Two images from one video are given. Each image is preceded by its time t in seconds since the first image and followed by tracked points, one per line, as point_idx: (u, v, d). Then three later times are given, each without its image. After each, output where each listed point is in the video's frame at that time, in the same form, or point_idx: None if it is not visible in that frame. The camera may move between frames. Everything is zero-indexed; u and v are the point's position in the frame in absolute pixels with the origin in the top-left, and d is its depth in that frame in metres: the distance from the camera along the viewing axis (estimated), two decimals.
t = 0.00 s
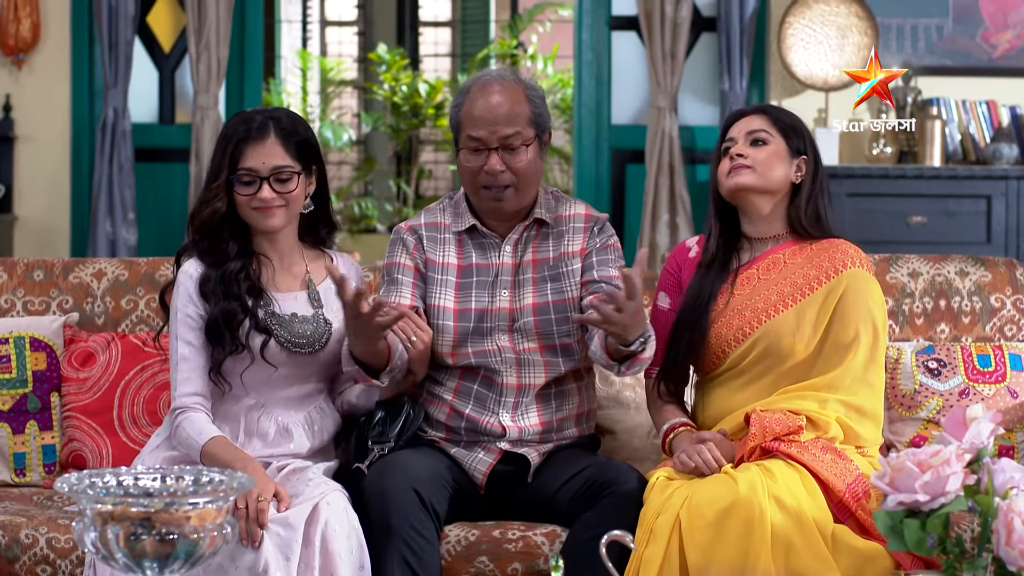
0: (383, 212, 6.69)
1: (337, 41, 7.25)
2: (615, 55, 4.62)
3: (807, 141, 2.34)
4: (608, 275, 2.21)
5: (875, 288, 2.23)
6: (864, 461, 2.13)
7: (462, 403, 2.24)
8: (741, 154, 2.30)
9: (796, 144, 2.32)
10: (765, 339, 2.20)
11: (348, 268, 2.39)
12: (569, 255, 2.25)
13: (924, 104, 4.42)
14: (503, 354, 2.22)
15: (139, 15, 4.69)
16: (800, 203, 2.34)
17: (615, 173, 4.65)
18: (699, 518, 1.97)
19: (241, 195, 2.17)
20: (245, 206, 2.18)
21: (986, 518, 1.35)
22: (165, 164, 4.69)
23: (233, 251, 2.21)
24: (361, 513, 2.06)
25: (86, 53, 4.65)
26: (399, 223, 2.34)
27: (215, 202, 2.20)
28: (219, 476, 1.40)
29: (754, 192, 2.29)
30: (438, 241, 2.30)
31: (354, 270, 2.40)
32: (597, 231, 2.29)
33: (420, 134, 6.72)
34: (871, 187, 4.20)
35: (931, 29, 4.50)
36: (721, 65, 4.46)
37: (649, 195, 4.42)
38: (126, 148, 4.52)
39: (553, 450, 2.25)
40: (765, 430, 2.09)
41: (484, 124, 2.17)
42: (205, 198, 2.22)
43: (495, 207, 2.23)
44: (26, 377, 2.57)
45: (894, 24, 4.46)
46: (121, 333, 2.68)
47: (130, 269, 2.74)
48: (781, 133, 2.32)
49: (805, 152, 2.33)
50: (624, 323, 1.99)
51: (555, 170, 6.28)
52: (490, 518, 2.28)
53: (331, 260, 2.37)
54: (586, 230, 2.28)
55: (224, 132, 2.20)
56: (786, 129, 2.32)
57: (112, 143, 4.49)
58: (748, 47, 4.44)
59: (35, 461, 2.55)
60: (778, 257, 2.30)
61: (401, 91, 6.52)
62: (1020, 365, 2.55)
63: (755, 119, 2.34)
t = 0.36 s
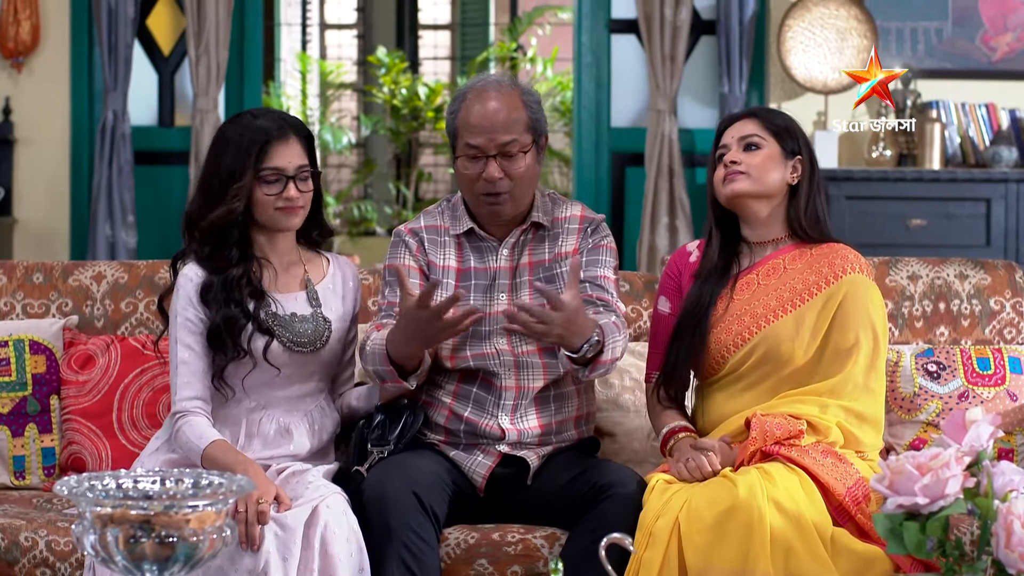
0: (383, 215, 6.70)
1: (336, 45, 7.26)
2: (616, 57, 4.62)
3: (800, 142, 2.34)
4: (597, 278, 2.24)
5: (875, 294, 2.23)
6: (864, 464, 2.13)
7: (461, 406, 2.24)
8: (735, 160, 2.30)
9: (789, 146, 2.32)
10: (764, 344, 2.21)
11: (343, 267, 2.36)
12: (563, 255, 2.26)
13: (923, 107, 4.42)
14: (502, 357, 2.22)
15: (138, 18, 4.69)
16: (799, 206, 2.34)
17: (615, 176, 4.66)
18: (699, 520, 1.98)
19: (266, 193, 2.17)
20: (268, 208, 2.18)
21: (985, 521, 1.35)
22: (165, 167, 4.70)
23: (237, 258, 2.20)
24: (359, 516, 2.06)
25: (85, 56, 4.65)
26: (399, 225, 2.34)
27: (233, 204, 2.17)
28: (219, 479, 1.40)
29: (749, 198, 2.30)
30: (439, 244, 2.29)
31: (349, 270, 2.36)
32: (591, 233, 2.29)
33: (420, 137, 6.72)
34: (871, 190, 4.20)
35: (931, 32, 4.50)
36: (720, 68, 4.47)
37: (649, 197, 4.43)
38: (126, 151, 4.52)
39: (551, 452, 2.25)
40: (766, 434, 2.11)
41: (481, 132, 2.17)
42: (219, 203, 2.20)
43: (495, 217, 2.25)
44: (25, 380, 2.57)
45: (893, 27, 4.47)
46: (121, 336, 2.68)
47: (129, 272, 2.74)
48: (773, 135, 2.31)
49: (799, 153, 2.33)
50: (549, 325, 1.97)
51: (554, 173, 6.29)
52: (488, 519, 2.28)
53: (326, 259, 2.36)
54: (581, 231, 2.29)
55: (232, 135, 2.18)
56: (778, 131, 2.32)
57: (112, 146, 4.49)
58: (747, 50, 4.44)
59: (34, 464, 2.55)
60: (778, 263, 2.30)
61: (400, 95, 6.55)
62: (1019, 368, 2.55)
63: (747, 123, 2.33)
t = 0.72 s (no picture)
0: (383, 215, 6.71)
1: (335, 45, 7.26)
2: (615, 57, 4.61)
3: (795, 143, 2.33)
4: (596, 279, 2.22)
5: (871, 299, 2.23)
6: (861, 464, 2.13)
7: (461, 406, 2.24)
8: (730, 162, 2.30)
9: (783, 147, 2.32)
10: (761, 352, 2.21)
11: (338, 263, 2.36)
12: (562, 256, 2.26)
13: (923, 107, 4.43)
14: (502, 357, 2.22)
15: (138, 18, 4.69)
16: (796, 208, 2.34)
17: (615, 177, 4.66)
18: (697, 521, 1.98)
19: (280, 192, 2.19)
20: (282, 208, 2.20)
21: (985, 522, 1.35)
22: (165, 167, 4.69)
23: (244, 264, 2.19)
24: (358, 517, 2.06)
25: (85, 55, 4.64)
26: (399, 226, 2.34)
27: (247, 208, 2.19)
28: (219, 479, 1.40)
29: (744, 201, 2.29)
30: (439, 244, 2.29)
31: (344, 267, 2.36)
32: (590, 233, 2.29)
33: (420, 137, 6.72)
34: (870, 190, 4.20)
35: (930, 32, 4.50)
36: (720, 68, 4.47)
37: (649, 197, 4.43)
38: (125, 151, 4.52)
39: (551, 452, 2.24)
40: (761, 434, 2.10)
41: (481, 133, 2.17)
42: (233, 214, 2.20)
43: (496, 215, 2.23)
44: (25, 380, 2.57)
45: (892, 27, 4.46)
46: (120, 336, 2.68)
47: (129, 272, 2.74)
48: (767, 137, 2.31)
49: (794, 154, 2.33)
50: (524, 337, 1.96)
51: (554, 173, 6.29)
52: (486, 520, 2.28)
53: (321, 257, 2.36)
54: (580, 232, 2.28)
55: (236, 137, 2.18)
56: (772, 133, 2.32)
57: (112, 146, 4.49)
58: (746, 50, 4.44)
59: (34, 464, 2.55)
60: (774, 270, 2.30)
61: (399, 94, 6.53)
62: (1019, 368, 2.55)
63: (741, 125, 2.33)
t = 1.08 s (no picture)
0: (381, 215, 6.72)
1: (334, 44, 7.26)
2: (614, 57, 4.61)
3: (802, 145, 2.33)
4: (596, 282, 2.22)
5: (877, 305, 2.23)
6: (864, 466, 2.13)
7: (460, 407, 2.24)
8: (738, 165, 2.29)
9: (791, 149, 2.31)
10: (765, 353, 2.21)
11: (336, 263, 2.37)
12: (561, 258, 2.26)
13: (922, 107, 4.43)
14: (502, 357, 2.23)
15: (137, 18, 4.69)
16: (802, 211, 2.34)
17: (613, 177, 4.66)
18: (697, 521, 1.98)
19: (275, 192, 2.19)
20: (278, 207, 2.20)
21: (983, 522, 1.35)
22: (163, 167, 4.69)
23: (240, 262, 2.19)
24: (358, 517, 2.05)
25: (84, 55, 4.63)
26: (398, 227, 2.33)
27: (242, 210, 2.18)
28: (217, 480, 1.40)
29: (754, 205, 2.29)
30: (438, 244, 2.29)
31: (342, 266, 2.37)
32: (590, 236, 2.29)
33: (418, 137, 6.70)
34: (870, 190, 4.20)
35: (929, 32, 4.50)
36: (719, 68, 4.47)
37: (649, 198, 4.43)
38: (124, 151, 4.52)
39: (550, 453, 2.25)
40: (765, 434, 2.10)
41: (480, 130, 2.17)
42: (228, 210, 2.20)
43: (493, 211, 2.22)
44: (23, 380, 2.57)
45: (891, 27, 4.46)
46: (119, 337, 2.67)
47: (128, 272, 2.74)
48: (775, 139, 2.30)
49: (802, 157, 2.32)
50: (518, 347, 1.98)
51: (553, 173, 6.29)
52: (486, 521, 2.28)
53: (319, 257, 2.37)
54: (579, 235, 2.29)
55: (232, 136, 2.19)
56: (781, 134, 2.31)
57: (111, 146, 4.49)
58: (745, 50, 4.44)
59: (32, 464, 2.55)
60: (780, 272, 2.30)
61: (399, 94, 6.50)
62: (1017, 368, 2.56)
63: (749, 126, 2.32)
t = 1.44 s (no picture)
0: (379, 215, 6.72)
1: (332, 44, 7.25)
2: (612, 57, 4.61)
3: (792, 143, 2.31)
4: (595, 285, 2.22)
5: (874, 306, 2.23)
6: (862, 467, 2.13)
7: (458, 408, 2.24)
8: (727, 176, 2.29)
9: (782, 151, 2.30)
10: (762, 354, 2.21)
11: (334, 265, 2.37)
12: (560, 260, 2.26)
13: (920, 106, 4.42)
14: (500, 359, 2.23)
15: (136, 19, 4.68)
16: (799, 212, 2.33)
17: (612, 177, 4.66)
18: (695, 522, 1.98)
19: (271, 192, 2.18)
20: (275, 208, 2.20)
21: (982, 524, 1.35)
22: (161, 167, 4.69)
23: (236, 263, 2.19)
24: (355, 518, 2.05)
25: (82, 55, 4.63)
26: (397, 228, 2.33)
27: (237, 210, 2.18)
28: (216, 482, 1.40)
29: (745, 214, 2.30)
30: (437, 245, 2.29)
31: (340, 268, 2.37)
32: (589, 238, 2.29)
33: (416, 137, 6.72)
34: (868, 191, 4.20)
35: (927, 33, 4.50)
36: (717, 68, 4.48)
37: (647, 198, 4.44)
38: (122, 151, 4.51)
39: (549, 454, 2.24)
40: (762, 435, 2.10)
41: (472, 119, 2.18)
42: (223, 212, 2.20)
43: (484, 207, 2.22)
44: (21, 381, 2.57)
45: (889, 27, 4.46)
46: (117, 337, 2.67)
47: (126, 273, 2.74)
48: (764, 143, 2.29)
49: (793, 157, 2.31)
50: (513, 354, 1.99)
51: (551, 173, 6.29)
52: (484, 522, 2.27)
53: (317, 258, 2.37)
54: (579, 237, 2.29)
55: (228, 137, 2.18)
56: (769, 136, 2.30)
57: (109, 146, 4.49)
58: (744, 50, 4.45)
59: (30, 465, 2.54)
60: (777, 274, 2.30)
61: (396, 94, 6.51)
62: (1016, 369, 2.56)
63: (736, 133, 2.31)
